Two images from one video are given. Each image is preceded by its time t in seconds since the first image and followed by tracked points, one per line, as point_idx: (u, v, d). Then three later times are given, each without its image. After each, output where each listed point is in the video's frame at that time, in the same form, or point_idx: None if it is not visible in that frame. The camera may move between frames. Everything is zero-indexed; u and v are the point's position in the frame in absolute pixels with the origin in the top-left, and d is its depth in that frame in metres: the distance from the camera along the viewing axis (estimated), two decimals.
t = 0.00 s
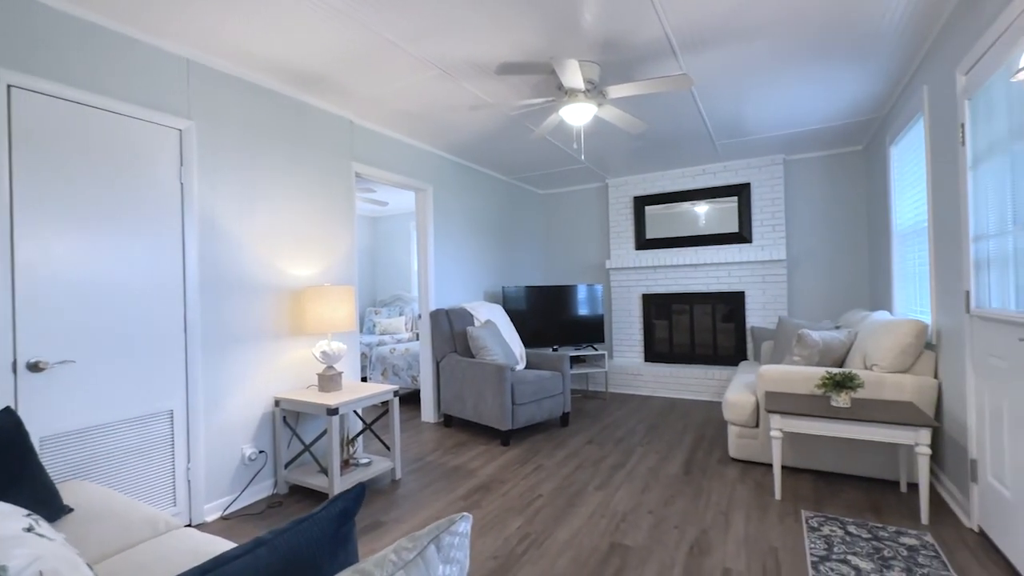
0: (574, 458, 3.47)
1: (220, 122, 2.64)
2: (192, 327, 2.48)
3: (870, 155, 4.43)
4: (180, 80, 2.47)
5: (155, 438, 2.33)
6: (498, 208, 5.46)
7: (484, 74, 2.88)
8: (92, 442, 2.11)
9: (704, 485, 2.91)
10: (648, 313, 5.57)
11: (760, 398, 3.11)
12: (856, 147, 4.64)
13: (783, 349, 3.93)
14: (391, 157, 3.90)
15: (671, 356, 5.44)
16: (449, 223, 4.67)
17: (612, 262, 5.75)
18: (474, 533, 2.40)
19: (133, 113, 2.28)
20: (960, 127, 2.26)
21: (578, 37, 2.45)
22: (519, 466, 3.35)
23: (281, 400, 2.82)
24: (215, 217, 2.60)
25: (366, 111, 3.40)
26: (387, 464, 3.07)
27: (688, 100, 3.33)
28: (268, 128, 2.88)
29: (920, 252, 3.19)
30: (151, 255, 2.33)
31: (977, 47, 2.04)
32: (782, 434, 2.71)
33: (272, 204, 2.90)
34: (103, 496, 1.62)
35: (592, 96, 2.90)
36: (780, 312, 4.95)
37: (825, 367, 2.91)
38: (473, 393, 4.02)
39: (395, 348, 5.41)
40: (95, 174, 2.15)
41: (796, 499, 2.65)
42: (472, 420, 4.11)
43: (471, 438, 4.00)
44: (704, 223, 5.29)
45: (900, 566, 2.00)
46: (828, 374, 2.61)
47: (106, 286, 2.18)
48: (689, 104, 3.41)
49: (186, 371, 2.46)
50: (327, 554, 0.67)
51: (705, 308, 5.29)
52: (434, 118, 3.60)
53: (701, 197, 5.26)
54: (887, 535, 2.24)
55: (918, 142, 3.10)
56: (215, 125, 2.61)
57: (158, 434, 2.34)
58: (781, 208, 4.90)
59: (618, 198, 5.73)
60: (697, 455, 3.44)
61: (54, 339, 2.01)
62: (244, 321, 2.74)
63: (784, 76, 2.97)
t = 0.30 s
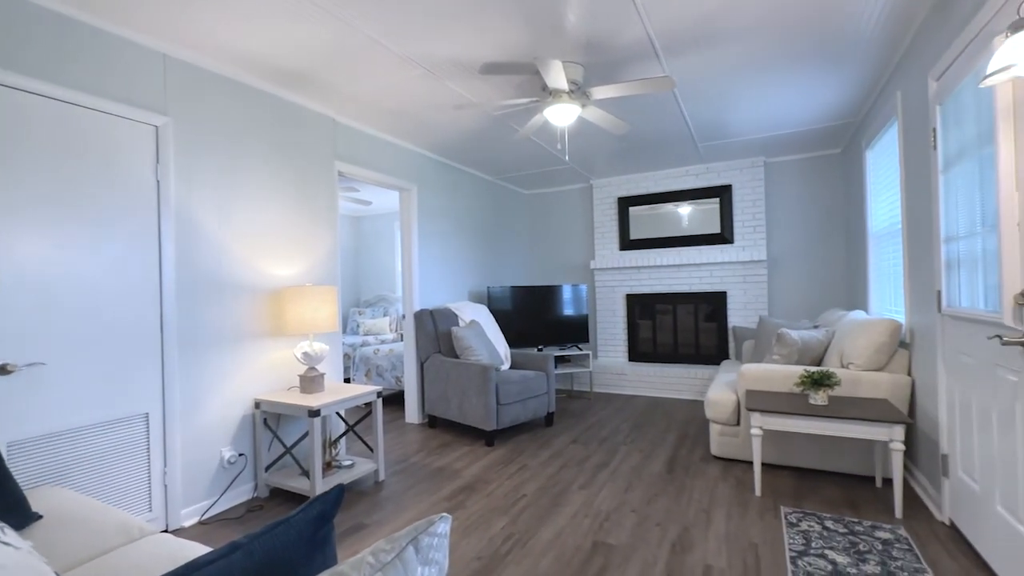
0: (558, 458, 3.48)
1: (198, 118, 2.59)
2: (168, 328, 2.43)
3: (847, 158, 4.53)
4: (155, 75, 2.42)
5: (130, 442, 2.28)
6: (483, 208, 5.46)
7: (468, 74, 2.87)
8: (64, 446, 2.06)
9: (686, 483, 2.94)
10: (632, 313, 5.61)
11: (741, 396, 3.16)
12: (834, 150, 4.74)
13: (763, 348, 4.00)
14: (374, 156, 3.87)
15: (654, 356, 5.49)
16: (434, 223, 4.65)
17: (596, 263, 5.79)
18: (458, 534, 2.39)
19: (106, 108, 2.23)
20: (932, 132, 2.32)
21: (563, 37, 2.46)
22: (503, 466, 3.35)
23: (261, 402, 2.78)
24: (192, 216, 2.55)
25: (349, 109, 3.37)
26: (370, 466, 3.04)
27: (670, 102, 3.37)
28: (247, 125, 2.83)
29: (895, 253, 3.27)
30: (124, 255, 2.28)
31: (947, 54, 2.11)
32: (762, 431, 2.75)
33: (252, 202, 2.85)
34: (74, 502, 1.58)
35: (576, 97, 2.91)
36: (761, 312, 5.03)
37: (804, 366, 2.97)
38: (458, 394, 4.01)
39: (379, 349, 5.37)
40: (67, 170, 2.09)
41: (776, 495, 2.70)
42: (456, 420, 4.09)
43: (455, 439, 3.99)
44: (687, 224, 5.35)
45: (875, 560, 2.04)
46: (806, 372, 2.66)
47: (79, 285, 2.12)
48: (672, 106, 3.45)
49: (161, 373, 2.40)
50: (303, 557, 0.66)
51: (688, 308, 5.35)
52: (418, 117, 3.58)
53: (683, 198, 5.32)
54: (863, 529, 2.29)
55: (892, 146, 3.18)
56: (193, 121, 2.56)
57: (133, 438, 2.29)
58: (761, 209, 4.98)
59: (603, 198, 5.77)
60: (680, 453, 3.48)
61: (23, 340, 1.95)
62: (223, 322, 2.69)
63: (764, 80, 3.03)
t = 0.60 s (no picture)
0: (543, 458, 3.49)
1: (176, 115, 2.53)
2: (145, 330, 2.37)
3: (826, 161, 4.62)
4: (131, 69, 2.36)
5: (105, 446, 2.22)
6: (468, 208, 5.45)
7: (453, 74, 2.86)
8: (34, 452, 1.99)
9: (669, 481, 2.97)
10: (616, 313, 5.65)
11: (723, 395, 3.20)
12: (813, 153, 4.83)
13: (745, 347, 4.06)
14: (358, 155, 3.84)
15: (639, 355, 5.53)
16: (418, 223, 4.63)
17: (582, 263, 5.81)
18: (442, 535, 2.38)
19: (80, 104, 2.17)
20: (906, 135, 2.38)
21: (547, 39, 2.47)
22: (488, 466, 3.34)
23: (241, 404, 2.73)
24: (170, 215, 2.49)
25: (333, 107, 3.33)
26: (354, 467, 3.01)
27: (653, 104, 3.40)
28: (227, 122, 2.78)
29: (871, 254, 3.35)
30: (99, 254, 2.22)
31: (920, 61, 2.17)
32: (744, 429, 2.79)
33: (231, 201, 2.80)
34: (45, 508, 1.53)
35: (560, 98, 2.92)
36: (742, 312, 5.11)
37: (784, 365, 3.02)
38: (442, 394, 3.99)
39: (362, 349, 5.32)
40: (38, 167, 2.03)
41: (756, 492, 2.74)
42: (441, 421, 4.07)
43: (440, 439, 3.97)
44: (671, 224, 5.40)
45: (852, 554, 2.09)
46: (786, 371, 2.71)
47: (51, 286, 2.06)
48: (655, 108, 3.48)
49: (137, 375, 2.35)
50: (281, 561, 0.65)
51: (671, 308, 5.40)
52: (402, 116, 3.55)
53: (667, 200, 5.37)
54: (840, 524, 2.34)
55: (869, 149, 3.26)
56: (170, 118, 2.51)
57: (107, 442, 2.23)
58: (743, 211, 5.06)
59: (588, 199, 5.80)
60: (663, 452, 3.52)
61: None
62: (201, 323, 2.64)
63: (745, 84, 3.08)
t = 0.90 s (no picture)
0: (528, 458, 3.49)
1: (153, 111, 2.48)
2: (121, 331, 2.32)
3: (805, 163, 4.71)
4: (106, 64, 2.30)
5: (78, 451, 2.16)
6: (453, 208, 5.43)
7: (437, 73, 2.85)
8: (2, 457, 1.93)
9: (653, 480, 3.00)
10: (601, 314, 5.68)
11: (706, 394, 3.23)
12: (793, 156, 4.92)
13: (727, 347, 4.11)
14: (342, 155, 3.80)
15: (623, 355, 5.57)
16: (403, 223, 4.60)
17: (567, 263, 5.84)
18: (426, 537, 2.36)
19: (52, 99, 2.11)
20: (881, 140, 2.44)
21: (532, 39, 2.47)
22: (473, 467, 3.34)
23: (221, 407, 2.68)
24: (147, 214, 2.44)
25: (316, 106, 3.30)
26: (337, 470, 2.98)
27: (636, 106, 3.43)
28: (206, 119, 2.73)
29: (849, 254, 3.42)
30: (72, 254, 2.16)
31: (895, 67, 2.22)
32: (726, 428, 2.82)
33: (210, 200, 2.75)
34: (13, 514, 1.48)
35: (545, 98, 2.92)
36: (725, 312, 5.17)
37: (765, 364, 3.07)
38: (427, 396, 3.97)
39: (346, 350, 5.27)
40: (8, 164, 1.97)
41: (738, 490, 2.78)
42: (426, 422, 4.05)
43: (425, 441, 3.95)
44: (655, 225, 5.45)
45: (829, 549, 2.13)
46: (766, 370, 2.75)
47: (21, 287, 2.00)
48: (640, 110, 3.51)
49: (112, 378, 2.29)
50: (259, 565, 0.64)
51: (655, 308, 5.45)
52: (387, 115, 3.53)
53: (651, 201, 5.42)
54: (819, 520, 2.38)
55: (846, 153, 3.33)
56: (146, 114, 2.45)
57: (81, 447, 2.17)
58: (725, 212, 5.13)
59: (573, 200, 5.83)
60: (647, 451, 3.55)
61: None
62: (180, 324, 2.58)
63: (727, 87, 3.13)
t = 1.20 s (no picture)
0: (513, 458, 3.49)
1: (129, 108, 2.42)
2: (96, 333, 2.26)
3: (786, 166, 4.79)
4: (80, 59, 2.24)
5: (50, 456, 2.10)
6: (438, 208, 5.41)
7: (422, 72, 2.84)
8: None
9: (636, 478, 3.03)
10: (586, 314, 5.71)
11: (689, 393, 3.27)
12: (774, 158, 5.00)
13: (710, 347, 4.16)
14: (325, 154, 3.76)
15: (608, 355, 5.61)
16: (387, 223, 4.56)
17: (552, 264, 5.86)
18: (410, 539, 2.35)
19: (22, 94, 2.05)
20: (858, 144, 2.49)
21: (516, 40, 2.47)
22: (458, 468, 3.32)
23: (200, 410, 2.63)
24: (123, 213, 2.39)
25: (298, 104, 3.26)
26: (320, 472, 2.95)
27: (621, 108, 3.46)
28: (184, 117, 2.68)
29: (827, 255, 3.49)
30: (44, 254, 2.10)
31: (871, 73, 2.27)
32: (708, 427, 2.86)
33: (189, 199, 2.70)
34: None
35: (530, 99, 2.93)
36: (707, 312, 5.24)
37: (746, 364, 3.11)
38: (412, 397, 3.95)
39: (329, 352, 5.21)
40: None
41: (720, 488, 2.82)
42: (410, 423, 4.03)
43: (409, 442, 3.92)
44: (639, 226, 5.50)
45: (808, 545, 2.17)
46: (747, 369, 2.79)
47: None
48: (624, 112, 3.54)
49: (87, 381, 2.23)
50: (236, 572, 0.63)
51: (640, 308, 5.50)
52: (371, 114, 3.50)
53: (635, 202, 5.47)
54: (797, 516, 2.42)
55: (824, 156, 3.40)
56: (122, 111, 2.39)
57: (53, 452, 2.11)
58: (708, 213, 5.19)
59: (558, 200, 5.84)
60: (631, 450, 3.57)
61: None
62: (157, 325, 2.53)
63: (709, 90, 3.17)
